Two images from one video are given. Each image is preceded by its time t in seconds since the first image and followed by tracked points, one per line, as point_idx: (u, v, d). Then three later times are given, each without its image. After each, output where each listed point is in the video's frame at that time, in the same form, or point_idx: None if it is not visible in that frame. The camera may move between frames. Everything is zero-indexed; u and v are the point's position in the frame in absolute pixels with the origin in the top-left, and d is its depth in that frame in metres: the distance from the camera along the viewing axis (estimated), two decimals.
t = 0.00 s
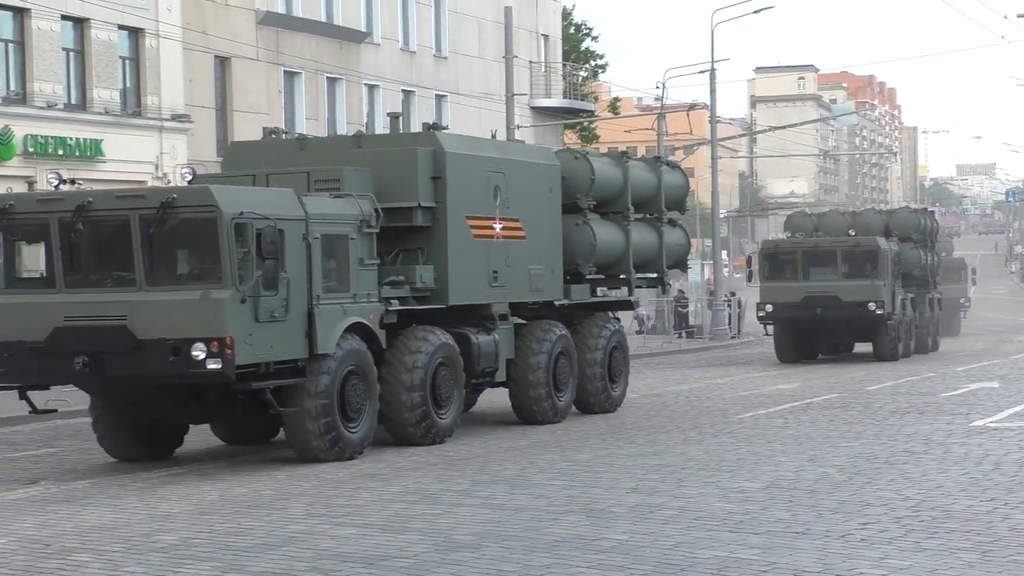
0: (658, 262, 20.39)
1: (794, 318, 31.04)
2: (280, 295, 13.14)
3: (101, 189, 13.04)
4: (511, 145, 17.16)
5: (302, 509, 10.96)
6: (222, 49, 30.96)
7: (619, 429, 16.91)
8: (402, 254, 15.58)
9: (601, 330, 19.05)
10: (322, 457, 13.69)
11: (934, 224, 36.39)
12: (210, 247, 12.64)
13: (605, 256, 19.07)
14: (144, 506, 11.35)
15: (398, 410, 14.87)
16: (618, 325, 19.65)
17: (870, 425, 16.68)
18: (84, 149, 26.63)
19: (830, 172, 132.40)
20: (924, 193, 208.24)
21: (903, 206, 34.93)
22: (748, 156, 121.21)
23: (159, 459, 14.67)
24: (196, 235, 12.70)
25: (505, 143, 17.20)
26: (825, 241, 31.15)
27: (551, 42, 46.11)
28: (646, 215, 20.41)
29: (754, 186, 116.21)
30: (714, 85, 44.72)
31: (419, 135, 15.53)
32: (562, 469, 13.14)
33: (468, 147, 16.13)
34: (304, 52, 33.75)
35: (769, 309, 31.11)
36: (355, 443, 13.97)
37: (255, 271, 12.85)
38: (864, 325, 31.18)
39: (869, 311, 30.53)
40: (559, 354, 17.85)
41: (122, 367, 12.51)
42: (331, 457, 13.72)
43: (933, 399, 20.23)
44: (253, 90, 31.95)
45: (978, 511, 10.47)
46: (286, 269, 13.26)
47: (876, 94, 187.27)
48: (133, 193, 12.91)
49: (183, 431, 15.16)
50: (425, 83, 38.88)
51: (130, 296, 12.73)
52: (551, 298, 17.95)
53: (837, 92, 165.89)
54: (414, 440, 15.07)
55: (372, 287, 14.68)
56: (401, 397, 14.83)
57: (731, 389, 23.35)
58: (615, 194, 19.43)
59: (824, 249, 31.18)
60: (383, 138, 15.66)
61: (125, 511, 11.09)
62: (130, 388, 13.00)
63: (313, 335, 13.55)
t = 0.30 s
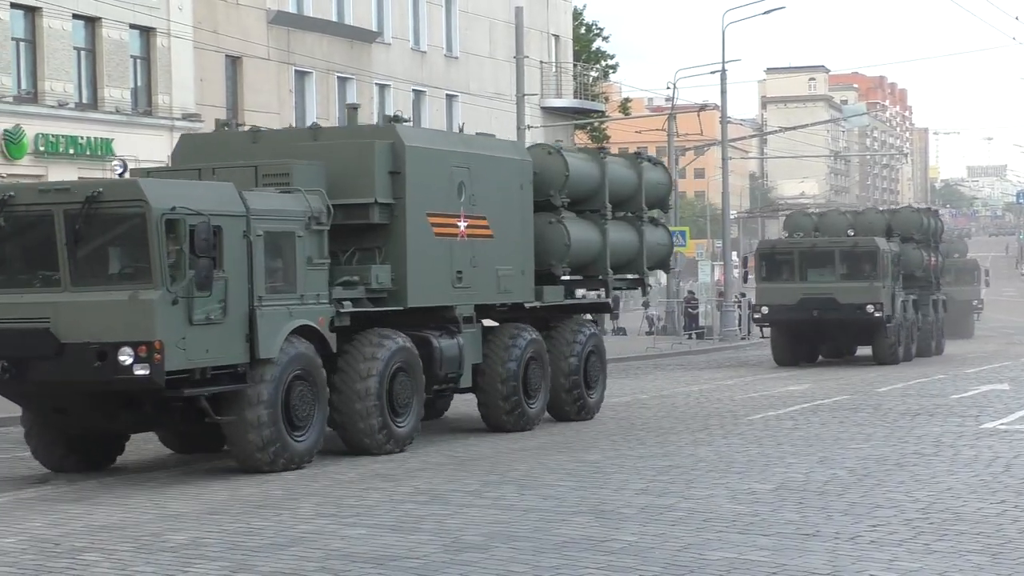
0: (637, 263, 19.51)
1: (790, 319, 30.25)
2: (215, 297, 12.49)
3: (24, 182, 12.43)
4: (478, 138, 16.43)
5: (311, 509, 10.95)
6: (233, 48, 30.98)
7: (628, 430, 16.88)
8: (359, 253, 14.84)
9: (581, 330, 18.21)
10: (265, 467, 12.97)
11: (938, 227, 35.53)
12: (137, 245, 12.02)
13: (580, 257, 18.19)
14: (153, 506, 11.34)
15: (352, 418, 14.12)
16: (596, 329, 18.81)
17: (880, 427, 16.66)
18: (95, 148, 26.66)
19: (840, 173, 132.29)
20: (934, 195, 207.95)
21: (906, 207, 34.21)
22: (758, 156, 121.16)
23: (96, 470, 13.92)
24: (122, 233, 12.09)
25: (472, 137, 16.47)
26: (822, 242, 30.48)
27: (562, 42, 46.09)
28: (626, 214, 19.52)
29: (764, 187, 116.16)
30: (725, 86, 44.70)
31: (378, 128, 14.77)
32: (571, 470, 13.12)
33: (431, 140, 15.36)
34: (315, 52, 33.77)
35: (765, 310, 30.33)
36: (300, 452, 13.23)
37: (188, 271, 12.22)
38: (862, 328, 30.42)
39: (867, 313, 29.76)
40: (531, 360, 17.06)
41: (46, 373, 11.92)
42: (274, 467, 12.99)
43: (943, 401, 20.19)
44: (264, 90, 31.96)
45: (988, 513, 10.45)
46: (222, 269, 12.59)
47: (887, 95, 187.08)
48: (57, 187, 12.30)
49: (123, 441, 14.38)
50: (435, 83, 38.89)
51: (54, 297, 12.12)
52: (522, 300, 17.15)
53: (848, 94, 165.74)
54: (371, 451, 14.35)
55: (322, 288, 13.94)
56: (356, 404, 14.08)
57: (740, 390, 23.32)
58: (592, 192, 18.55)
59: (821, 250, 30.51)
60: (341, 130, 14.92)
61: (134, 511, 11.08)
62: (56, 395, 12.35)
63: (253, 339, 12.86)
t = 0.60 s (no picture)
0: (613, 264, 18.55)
1: (783, 322, 29.35)
2: (133, 299, 11.77)
3: None
4: (435, 132, 15.63)
5: (319, 511, 10.97)
6: (243, 50, 31.00)
7: (635, 432, 16.88)
8: (303, 253, 13.99)
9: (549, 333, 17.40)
10: (191, 480, 12.14)
11: (940, 229, 34.61)
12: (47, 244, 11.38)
13: (549, 256, 17.24)
14: (161, 507, 11.37)
15: (289, 427, 13.35)
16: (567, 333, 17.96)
17: (888, 430, 16.64)
18: (106, 151, 26.70)
19: (849, 176, 132.22)
20: (943, 199, 207.70)
21: (905, 207, 33.28)
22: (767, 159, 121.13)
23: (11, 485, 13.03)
24: (31, 229, 11.45)
25: (430, 131, 15.67)
26: (816, 243, 29.66)
27: (571, 45, 46.10)
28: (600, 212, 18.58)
29: (773, 190, 116.14)
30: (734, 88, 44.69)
31: (323, 120, 13.95)
32: (578, 472, 13.13)
33: (383, 134, 14.53)
34: (325, 54, 33.80)
35: (756, 314, 29.45)
36: (230, 465, 12.43)
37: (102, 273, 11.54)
38: (858, 331, 29.51)
39: (862, 317, 28.84)
40: (493, 364, 16.28)
41: None
42: (200, 481, 12.16)
43: (951, 404, 20.17)
44: (273, 91, 31.98)
45: (995, 516, 10.44)
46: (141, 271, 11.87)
47: (896, 98, 186.95)
48: None
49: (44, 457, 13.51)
50: (444, 85, 38.92)
51: None
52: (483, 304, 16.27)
53: (857, 97, 165.76)
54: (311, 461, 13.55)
55: (258, 290, 13.11)
56: (295, 412, 13.30)
57: (748, 394, 23.33)
58: (561, 189, 17.64)
59: (815, 251, 29.67)
60: (285, 123, 14.11)
61: (143, 512, 11.11)
62: None
63: (177, 345, 12.08)
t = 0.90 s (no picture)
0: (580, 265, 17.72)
1: (771, 325, 28.64)
2: (40, 301, 10.93)
3: None
4: (385, 124, 14.77)
5: (324, 513, 10.97)
6: (248, 52, 31.01)
7: (639, 435, 16.90)
8: (238, 252, 13.21)
9: (513, 337, 16.58)
10: (108, 496, 11.35)
11: (936, 231, 34.15)
12: None
13: (510, 256, 16.40)
14: (165, 509, 11.38)
15: (222, 438, 12.56)
16: (532, 338, 17.11)
17: (892, 433, 16.65)
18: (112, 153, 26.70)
19: (854, 179, 132.25)
20: (948, 202, 207.63)
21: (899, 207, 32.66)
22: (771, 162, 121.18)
23: None
24: None
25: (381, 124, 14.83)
26: (805, 245, 28.95)
27: (576, 47, 46.10)
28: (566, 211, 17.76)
29: (778, 193, 116.15)
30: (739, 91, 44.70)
31: (261, 111, 13.15)
32: (583, 475, 13.13)
33: (326, 126, 13.70)
34: (329, 56, 33.83)
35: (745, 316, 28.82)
36: (149, 479, 11.63)
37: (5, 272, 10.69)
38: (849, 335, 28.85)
39: (853, 321, 28.13)
40: (449, 370, 15.47)
41: None
42: (116, 498, 11.37)
43: (956, 407, 20.19)
44: (278, 92, 31.98)
45: (999, 520, 10.45)
46: (49, 273, 11.03)
47: (901, 101, 186.89)
48: None
49: None
50: (449, 87, 38.94)
51: None
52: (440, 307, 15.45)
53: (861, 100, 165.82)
54: (247, 473, 12.76)
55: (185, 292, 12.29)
56: (229, 423, 12.53)
57: (753, 396, 23.35)
58: (525, 186, 16.80)
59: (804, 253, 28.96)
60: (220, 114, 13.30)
61: (147, 513, 11.12)
62: None
63: (90, 350, 11.24)
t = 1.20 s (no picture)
0: (544, 265, 16.83)
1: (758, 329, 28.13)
2: None
3: None
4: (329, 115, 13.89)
5: (326, 516, 10.99)
6: (253, 54, 31.02)
7: (642, 438, 16.90)
8: (165, 251, 12.37)
9: (467, 344, 15.71)
10: (8, 515, 10.51)
11: (931, 233, 33.70)
12: None
13: (465, 257, 15.47)
14: (167, 511, 11.39)
15: (144, 453, 11.70)
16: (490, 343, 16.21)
17: (895, 438, 16.64)
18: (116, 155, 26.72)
19: (857, 182, 132.21)
20: (951, 207, 207.55)
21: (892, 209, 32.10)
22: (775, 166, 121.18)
23: None
24: None
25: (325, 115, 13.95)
26: (791, 247, 28.44)
27: (580, 50, 46.10)
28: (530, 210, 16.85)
29: (781, 197, 116.14)
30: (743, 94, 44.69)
31: (189, 100, 12.30)
32: (586, 478, 13.13)
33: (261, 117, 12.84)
34: (333, 58, 33.86)
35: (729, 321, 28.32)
36: (55, 495, 10.74)
37: None
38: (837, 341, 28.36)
39: (840, 325, 27.68)
40: (399, 380, 14.58)
41: None
42: (18, 515, 10.52)
43: (959, 412, 20.19)
44: (282, 95, 31.97)
45: (1001, 524, 10.45)
46: None
47: (905, 105, 186.85)
48: None
49: None
50: (453, 90, 38.95)
51: None
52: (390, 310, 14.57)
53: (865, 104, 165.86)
54: (173, 489, 11.89)
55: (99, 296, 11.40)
56: (150, 437, 11.67)
57: (756, 400, 23.38)
58: (484, 183, 15.89)
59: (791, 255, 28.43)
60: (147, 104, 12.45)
61: (148, 515, 11.13)
62: None
63: None
